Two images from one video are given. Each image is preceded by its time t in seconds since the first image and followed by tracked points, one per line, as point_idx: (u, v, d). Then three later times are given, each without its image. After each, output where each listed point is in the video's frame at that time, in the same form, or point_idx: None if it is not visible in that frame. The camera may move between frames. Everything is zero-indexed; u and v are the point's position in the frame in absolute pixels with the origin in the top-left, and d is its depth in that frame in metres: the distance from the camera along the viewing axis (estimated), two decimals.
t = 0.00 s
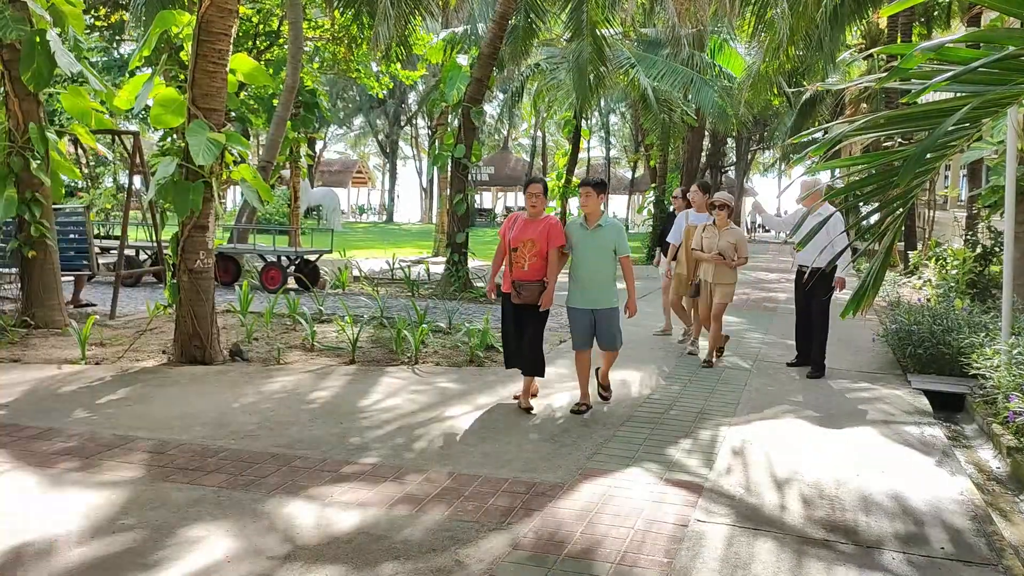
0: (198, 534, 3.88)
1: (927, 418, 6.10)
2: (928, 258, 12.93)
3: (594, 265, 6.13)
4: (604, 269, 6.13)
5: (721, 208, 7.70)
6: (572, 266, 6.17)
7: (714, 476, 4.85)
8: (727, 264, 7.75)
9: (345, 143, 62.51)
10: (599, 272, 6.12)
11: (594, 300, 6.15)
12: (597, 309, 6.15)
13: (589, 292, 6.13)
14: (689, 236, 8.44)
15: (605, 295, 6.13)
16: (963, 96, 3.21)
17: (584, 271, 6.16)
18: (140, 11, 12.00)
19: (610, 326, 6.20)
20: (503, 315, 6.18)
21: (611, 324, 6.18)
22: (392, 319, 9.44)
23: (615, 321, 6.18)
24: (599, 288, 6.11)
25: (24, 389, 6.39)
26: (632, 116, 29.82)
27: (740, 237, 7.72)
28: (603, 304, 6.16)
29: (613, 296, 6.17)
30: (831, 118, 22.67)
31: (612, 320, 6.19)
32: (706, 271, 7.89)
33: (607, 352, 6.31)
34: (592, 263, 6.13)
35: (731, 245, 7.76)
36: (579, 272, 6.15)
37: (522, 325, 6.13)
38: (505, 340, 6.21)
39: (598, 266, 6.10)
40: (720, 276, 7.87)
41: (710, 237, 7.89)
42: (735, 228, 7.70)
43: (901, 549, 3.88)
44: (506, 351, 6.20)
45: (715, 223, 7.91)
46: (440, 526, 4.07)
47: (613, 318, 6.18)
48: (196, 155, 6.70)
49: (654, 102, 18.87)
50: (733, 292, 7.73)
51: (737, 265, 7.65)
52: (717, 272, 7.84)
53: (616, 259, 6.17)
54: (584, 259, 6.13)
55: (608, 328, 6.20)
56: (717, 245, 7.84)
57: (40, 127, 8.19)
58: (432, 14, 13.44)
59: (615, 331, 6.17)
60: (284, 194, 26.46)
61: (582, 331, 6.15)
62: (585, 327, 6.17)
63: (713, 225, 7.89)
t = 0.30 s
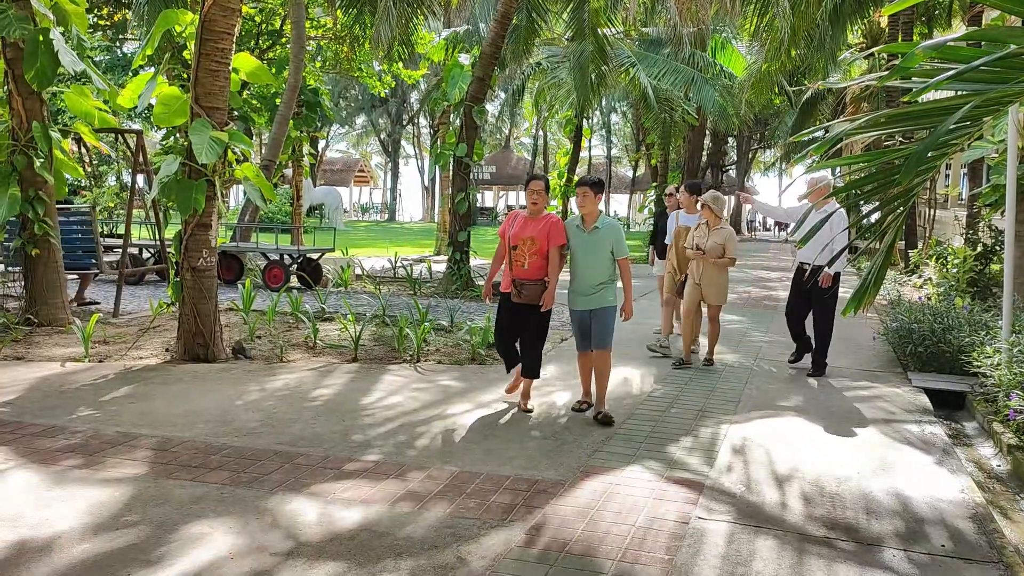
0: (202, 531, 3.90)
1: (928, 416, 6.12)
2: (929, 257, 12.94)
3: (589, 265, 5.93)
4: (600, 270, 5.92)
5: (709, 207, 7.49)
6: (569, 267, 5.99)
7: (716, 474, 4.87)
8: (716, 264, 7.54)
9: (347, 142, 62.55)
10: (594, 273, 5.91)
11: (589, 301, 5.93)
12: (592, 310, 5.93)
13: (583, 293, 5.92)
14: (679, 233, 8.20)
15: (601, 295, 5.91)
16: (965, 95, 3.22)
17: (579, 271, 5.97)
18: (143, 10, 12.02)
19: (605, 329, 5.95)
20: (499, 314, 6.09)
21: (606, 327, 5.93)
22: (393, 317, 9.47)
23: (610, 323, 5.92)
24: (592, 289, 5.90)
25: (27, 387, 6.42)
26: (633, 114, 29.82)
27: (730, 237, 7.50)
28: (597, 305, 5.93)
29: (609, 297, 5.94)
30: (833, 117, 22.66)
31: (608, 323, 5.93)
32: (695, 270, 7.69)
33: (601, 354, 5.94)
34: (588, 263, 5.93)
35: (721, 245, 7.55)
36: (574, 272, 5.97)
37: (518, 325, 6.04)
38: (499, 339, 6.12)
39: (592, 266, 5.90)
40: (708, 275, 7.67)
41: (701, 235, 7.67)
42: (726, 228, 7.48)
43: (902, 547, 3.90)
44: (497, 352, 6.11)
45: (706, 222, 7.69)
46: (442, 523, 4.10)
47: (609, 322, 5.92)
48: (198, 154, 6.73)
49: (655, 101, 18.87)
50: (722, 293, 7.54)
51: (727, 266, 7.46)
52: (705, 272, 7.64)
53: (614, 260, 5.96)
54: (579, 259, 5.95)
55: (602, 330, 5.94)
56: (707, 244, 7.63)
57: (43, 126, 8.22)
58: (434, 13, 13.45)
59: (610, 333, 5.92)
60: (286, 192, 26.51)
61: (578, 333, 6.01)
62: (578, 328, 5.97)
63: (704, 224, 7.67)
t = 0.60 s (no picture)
0: (204, 530, 3.91)
1: (930, 416, 6.12)
2: (931, 256, 12.93)
3: (594, 267, 5.80)
4: (605, 272, 5.80)
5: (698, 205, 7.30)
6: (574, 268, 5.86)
7: (718, 473, 4.88)
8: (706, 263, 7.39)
9: (349, 140, 62.56)
10: (599, 275, 5.79)
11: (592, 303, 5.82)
12: (595, 313, 5.82)
13: (586, 295, 5.81)
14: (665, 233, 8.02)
15: (604, 298, 5.81)
16: (968, 93, 3.22)
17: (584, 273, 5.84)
18: (144, 9, 12.04)
19: (609, 333, 5.81)
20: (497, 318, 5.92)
21: (609, 331, 5.80)
22: (395, 316, 9.47)
23: (614, 327, 5.80)
24: (596, 291, 5.79)
25: (30, 385, 6.43)
26: (635, 113, 29.79)
27: (720, 236, 7.34)
28: (601, 308, 5.81)
29: (613, 301, 5.82)
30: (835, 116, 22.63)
31: (611, 328, 5.82)
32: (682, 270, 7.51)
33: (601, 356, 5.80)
34: (593, 264, 5.80)
35: (710, 244, 7.39)
36: (579, 274, 5.85)
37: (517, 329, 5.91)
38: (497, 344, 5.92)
39: (596, 267, 5.79)
40: (698, 275, 7.52)
41: (689, 235, 7.51)
42: (714, 227, 7.32)
43: (904, 546, 3.90)
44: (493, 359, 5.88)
45: (694, 221, 7.53)
46: (444, 521, 4.10)
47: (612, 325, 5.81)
48: (200, 153, 6.73)
49: (657, 100, 18.86)
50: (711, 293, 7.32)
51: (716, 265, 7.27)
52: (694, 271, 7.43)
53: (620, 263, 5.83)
54: (584, 261, 5.82)
55: (605, 335, 5.80)
56: (696, 243, 7.47)
57: (46, 124, 8.24)
58: (436, 12, 13.45)
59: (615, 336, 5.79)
60: (288, 191, 26.52)
61: (579, 338, 5.86)
62: (579, 330, 5.86)
63: (692, 223, 7.51)
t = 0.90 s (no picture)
0: (206, 529, 3.91)
1: (932, 416, 6.11)
2: (933, 256, 12.93)
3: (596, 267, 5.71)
4: (606, 274, 5.71)
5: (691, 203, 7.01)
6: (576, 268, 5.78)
7: (719, 472, 4.88)
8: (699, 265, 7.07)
9: (350, 140, 62.62)
10: (601, 276, 5.70)
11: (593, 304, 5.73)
12: (597, 314, 5.73)
13: (588, 296, 5.74)
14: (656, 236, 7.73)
15: (604, 299, 5.72)
16: (970, 94, 3.22)
17: (586, 273, 5.76)
18: (147, 9, 12.06)
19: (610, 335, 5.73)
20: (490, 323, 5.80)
21: (611, 332, 5.72)
22: (397, 316, 9.48)
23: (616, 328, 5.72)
24: (599, 293, 5.70)
25: (32, 385, 6.44)
26: (636, 113, 29.78)
27: (715, 236, 7.07)
28: (602, 310, 5.72)
29: (614, 302, 5.74)
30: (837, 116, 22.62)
31: (612, 329, 5.73)
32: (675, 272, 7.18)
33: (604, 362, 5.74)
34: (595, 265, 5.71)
35: (705, 244, 7.08)
36: (580, 275, 5.76)
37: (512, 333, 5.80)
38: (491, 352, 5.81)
39: (598, 269, 5.70)
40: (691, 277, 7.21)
41: (682, 235, 7.19)
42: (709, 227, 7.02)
43: (905, 546, 3.90)
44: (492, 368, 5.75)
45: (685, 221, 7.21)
46: (446, 521, 4.10)
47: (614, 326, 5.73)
48: (203, 152, 6.74)
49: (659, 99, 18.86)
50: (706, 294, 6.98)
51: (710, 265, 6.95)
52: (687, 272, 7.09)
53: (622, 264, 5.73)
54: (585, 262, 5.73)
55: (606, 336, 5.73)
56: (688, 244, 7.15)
57: (48, 124, 8.25)
58: (438, 11, 13.46)
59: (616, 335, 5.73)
60: (289, 190, 26.52)
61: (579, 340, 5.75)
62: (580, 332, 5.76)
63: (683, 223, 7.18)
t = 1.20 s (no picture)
0: (207, 529, 3.91)
1: (933, 416, 6.10)
2: (934, 256, 12.92)
3: (586, 273, 5.50)
4: (596, 279, 5.51)
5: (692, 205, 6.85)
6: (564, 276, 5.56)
7: (720, 472, 4.87)
8: (697, 270, 6.91)
9: (350, 140, 62.66)
10: (591, 283, 5.49)
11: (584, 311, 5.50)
12: (590, 322, 5.51)
13: (578, 303, 5.50)
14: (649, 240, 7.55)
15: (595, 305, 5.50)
16: (971, 94, 3.21)
17: (575, 281, 5.54)
18: (147, 10, 12.06)
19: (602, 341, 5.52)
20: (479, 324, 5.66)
21: (605, 338, 5.52)
22: (398, 317, 9.48)
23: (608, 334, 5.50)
24: (588, 298, 5.47)
25: (33, 385, 6.45)
26: (637, 113, 29.77)
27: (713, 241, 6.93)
28: (596, 316, 5.50)
29: (606, 308, 5.53)
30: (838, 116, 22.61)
31: (606, 334, 5.53)
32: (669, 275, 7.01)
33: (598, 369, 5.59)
34: (584, 271, 5.50)
35: (703, 248, 6.93)
36: (569, 283, 5.54)
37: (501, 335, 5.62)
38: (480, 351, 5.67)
39: (585, 274, 5.49)
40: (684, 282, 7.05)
41: (679, 238, 7.03)
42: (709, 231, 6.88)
43: (905, 546, 3.89)
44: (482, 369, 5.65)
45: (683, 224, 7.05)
46: (447, 521, 4.10)
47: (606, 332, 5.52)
48: (203, 152, 6.74)
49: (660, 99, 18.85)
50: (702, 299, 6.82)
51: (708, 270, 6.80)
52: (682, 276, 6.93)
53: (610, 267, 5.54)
54: (573, 269, 5.51)
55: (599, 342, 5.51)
56: (687, 248, 6.98)
57: (49, 124, 8.25)
58: (439, 12, 13.46)
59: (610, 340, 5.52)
60: (290, 191, 26.50)
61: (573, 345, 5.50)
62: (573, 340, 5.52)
63: (681, 227, 7.02)
